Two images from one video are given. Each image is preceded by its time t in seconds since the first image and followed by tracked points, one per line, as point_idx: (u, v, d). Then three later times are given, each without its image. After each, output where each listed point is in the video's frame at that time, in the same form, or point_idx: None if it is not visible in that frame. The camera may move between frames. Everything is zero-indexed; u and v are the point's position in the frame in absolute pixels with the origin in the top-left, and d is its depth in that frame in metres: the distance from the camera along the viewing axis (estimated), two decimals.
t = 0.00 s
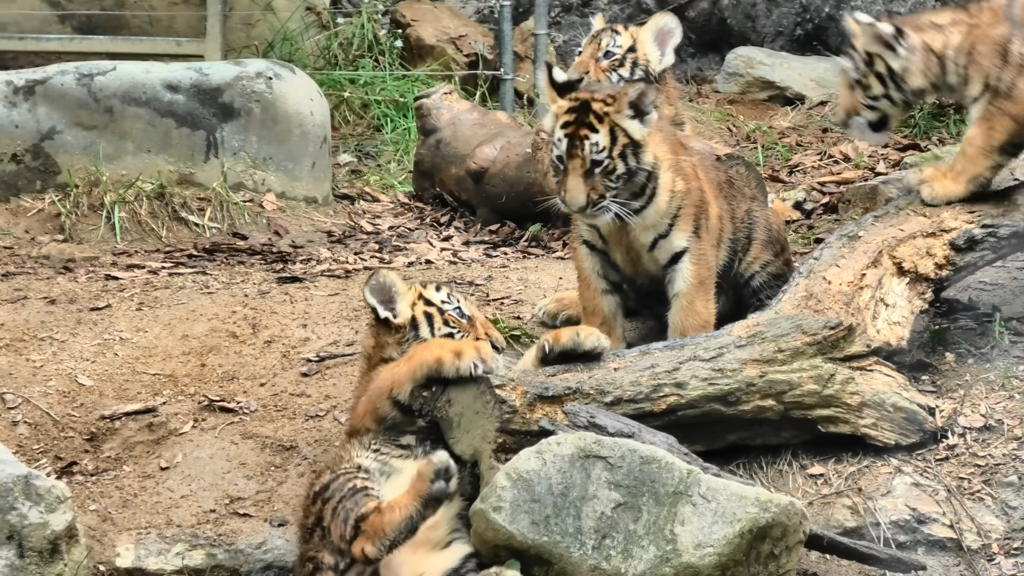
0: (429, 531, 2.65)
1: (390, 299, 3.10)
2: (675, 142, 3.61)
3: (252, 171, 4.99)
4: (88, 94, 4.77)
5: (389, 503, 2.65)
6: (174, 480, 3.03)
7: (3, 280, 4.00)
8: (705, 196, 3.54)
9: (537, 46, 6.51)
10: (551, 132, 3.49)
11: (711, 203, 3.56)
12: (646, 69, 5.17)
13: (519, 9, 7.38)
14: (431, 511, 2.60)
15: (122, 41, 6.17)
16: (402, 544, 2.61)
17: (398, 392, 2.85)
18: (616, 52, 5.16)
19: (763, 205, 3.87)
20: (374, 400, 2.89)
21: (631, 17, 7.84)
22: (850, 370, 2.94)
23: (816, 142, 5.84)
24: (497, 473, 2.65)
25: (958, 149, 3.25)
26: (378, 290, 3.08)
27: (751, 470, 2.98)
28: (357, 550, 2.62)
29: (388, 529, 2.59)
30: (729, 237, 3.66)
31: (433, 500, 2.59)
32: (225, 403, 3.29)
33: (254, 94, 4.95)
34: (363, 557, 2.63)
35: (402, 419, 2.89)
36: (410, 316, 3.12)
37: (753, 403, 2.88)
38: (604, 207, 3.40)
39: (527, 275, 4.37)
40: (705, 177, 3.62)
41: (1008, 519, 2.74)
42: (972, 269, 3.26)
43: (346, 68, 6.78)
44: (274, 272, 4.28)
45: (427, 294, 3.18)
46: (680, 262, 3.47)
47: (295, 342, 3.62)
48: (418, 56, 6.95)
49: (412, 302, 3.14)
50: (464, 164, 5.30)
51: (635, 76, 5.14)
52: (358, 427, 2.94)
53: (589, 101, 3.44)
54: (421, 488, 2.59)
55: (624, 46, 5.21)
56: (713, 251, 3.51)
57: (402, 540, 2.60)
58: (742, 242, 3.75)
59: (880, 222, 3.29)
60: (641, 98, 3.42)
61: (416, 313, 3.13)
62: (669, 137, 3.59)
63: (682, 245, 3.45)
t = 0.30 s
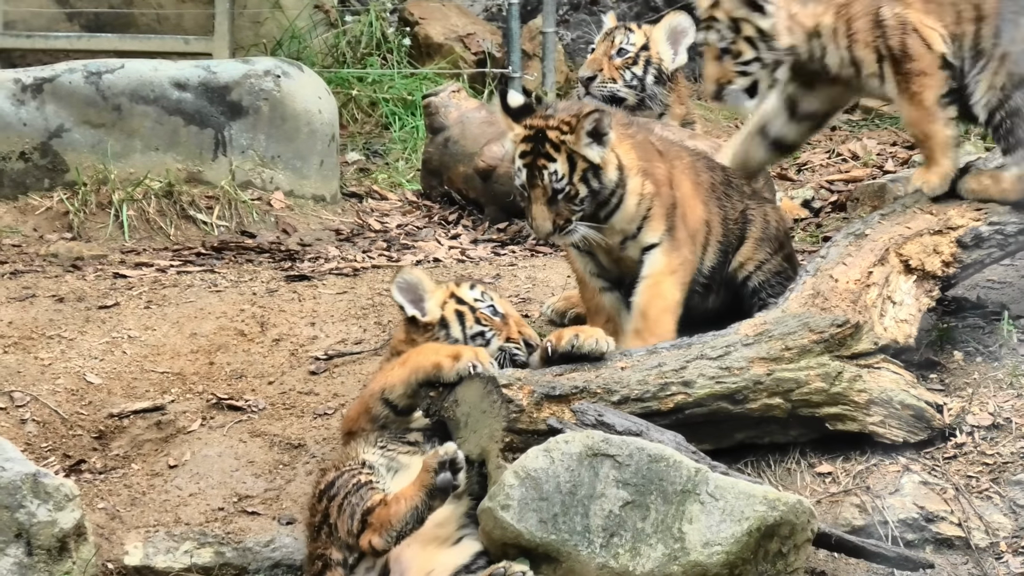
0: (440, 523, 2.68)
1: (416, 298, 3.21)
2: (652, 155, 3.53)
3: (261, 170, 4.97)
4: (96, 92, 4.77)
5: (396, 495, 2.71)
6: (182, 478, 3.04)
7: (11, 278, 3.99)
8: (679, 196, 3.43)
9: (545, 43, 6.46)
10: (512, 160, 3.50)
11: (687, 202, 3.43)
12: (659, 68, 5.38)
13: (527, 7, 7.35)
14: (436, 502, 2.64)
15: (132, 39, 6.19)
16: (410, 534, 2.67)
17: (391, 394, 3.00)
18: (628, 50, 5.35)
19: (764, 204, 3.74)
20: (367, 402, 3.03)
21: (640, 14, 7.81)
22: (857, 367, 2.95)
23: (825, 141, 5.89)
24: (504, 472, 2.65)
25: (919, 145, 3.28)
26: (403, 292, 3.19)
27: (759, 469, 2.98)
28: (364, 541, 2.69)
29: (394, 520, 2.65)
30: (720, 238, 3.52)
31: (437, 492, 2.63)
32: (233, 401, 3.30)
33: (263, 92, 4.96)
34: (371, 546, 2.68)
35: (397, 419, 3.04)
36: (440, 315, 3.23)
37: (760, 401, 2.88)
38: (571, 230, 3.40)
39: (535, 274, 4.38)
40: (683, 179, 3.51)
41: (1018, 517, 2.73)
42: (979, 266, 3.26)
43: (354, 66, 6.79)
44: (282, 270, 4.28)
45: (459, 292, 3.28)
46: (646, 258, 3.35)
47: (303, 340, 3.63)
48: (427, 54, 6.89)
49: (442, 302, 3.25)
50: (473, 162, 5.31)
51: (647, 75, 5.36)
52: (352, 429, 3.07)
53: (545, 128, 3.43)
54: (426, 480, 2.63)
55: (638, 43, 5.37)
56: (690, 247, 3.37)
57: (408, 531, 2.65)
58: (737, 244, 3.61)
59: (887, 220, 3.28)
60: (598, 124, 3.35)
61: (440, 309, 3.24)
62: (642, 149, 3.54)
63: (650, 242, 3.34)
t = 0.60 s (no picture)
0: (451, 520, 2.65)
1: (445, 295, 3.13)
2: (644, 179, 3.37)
3: (271, 159, 4.96)
4: (107, 81, 4.75)
5: (394, 499, 2.65)
6: (193, 467, 3.04)
7: (22, 267, 3.99)
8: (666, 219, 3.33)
9: (555, 33, 6.47)
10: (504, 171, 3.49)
11: (673, 225, 3.33)
12: (661, 56, 4.89)
13: None
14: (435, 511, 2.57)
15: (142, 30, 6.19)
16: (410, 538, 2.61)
17: (414, 376, 2.98)
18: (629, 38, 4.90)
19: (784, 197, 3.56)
20: (391, 387, 3.02)
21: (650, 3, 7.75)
22: (873, 363, 2.95)
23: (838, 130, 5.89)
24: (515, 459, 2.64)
25: (750, 203, 3.20)
26: (431, 294, 3.10)
27: (769, 458, 2.99)
28: (357, 541, 2.64)
29: (387, 526, 2.59)
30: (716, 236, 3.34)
31: (436, 504, 2.55)
32: (244, 390, 3.30)
33: (273, 81, 4.92)
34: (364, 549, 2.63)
35: (421, 404, 3.01)
36: (473, 310, 3.18)
37: (775, 393, 2.88)
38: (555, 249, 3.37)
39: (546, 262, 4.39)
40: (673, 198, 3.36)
41: None
42: (998, 263, 3.26)
43: (365, 55, 6.78)
44: (292, 259, 4.28)
45: (486, 283, 3.22)
46: (610, 294, 3.32)
47: (314, 329, 3.62)
48: (437, 44, 6.84)
49: (473, 296, 3.19)
50: (483, 152, 5.30)
51: (647, 65, 4.87)
52: (375, 416, 3.04)
53: (537, 147, 3.39)
54: (425, 491, 2.56)
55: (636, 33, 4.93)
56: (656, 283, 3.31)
57: (400, 538, 2.59)
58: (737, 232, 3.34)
59: (909, 211, 3.28)
60: (592, 143, 3.27)
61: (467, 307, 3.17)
62: (632, 170, 3.40)
63: (615, 278, 3.30)
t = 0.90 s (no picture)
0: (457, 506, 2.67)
1: (460, 300, 3.07)
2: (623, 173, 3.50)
3: (282, 144, 4.97)
4: (118, 66, 4.74)
5: (400, 487, 2.55)
6: (204, 452, 3.04)
7: (33, 252, 3.99)
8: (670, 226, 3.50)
9: (566, 18, 6.49)
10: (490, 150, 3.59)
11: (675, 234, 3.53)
12: (669, 40, 5.23)
13: None
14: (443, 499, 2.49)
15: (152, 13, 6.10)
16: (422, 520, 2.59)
17: (419, 366, 2.98)
18: (638, 20, 5.28)
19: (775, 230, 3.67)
20: (395, 374, 3.03)
21: None
22: (880, 343, 2.94)
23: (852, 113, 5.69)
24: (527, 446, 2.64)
25: (744, 249, 3.60)
26: (444, 301, 3.07)
27: (781, 443, 2.99)
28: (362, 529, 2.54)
29: (393, 514, 2.49)
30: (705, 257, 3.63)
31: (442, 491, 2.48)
32: (255, 374, 3.31)
33: (284, 66, 4.93)
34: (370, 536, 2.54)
35: (425, 393, 3.02)
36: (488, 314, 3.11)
37: (783, 375, 2.87)
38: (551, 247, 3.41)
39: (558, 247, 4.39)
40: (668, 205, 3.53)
41: None
42: (1003, 242, 3.24)
43: (376, 40, 6.79)
44: (304, 245, 4.28)
45: (501, 287, 3.15)
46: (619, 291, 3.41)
47: (325, 315, 3.64)
48: (449, 28, 6.89)
49: (487, 301, 3.13)
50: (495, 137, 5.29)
51: (655, 47, 5.25)
52: (378, 404, 3.05)
53: (526, 131, 3.50)
54: (430, 477, 2.48)
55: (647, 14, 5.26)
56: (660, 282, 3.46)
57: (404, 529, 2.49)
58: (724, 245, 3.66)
59: (910, 195, 3.27)
60: (578, 131, 3.39)
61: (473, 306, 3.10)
62: (615, 169, 3.50)
63: (621, 275, 3.40)
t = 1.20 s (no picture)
0: (467, 484, 2.67)
1: (461, 278, 3.07)
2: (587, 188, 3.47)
3: (290, 134, 4.96)
4: (126, 56, 4.73)
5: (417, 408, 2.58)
6: (212, 442, 3.04)
7: (41, 242, 3.99)
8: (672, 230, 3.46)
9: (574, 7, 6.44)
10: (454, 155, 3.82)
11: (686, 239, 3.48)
12: (678, 23, 5.56)
13: None
14: (456, 437, 2.68)
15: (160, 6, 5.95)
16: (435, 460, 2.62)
17: (424, 355, 2.93)
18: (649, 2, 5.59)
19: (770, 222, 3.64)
20: (402, 364, 3.00)
21: None
22: (887, 332, 2.94)
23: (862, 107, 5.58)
24: (534, 437, 2.65)
25: (733, 246, 3.56)
26: (446, 279, 3.05)
27: (789, 433, 2.98)
28: (408, 450, 2.52)
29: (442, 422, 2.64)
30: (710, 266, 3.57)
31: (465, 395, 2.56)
32: (263, 364, 3.32)
33: (292, 56, 4.90)
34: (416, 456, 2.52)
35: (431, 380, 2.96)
36: (492, 292, 3.12)
37: (790, 364, 2.88)
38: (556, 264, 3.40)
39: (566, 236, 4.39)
40: (665, 211, 3.51)
41: None
42: (1009, 232, 3.22)
43: (384, 30, 6.76)
44: (311, 235, 4.29)
45: (508, 269, 3.17)
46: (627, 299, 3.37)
47: (333, 305, 3.67)
48: (456, 18, 7.02)
49: (492, 280, 3.14)
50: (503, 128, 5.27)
51: (665, 29, 5.57)
52: (384, 393, 3.02)
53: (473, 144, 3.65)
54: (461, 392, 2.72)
55: None
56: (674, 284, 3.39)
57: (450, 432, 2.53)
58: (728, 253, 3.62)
59: (918, 183, 3.25)
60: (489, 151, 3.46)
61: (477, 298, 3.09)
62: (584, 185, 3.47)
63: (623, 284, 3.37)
